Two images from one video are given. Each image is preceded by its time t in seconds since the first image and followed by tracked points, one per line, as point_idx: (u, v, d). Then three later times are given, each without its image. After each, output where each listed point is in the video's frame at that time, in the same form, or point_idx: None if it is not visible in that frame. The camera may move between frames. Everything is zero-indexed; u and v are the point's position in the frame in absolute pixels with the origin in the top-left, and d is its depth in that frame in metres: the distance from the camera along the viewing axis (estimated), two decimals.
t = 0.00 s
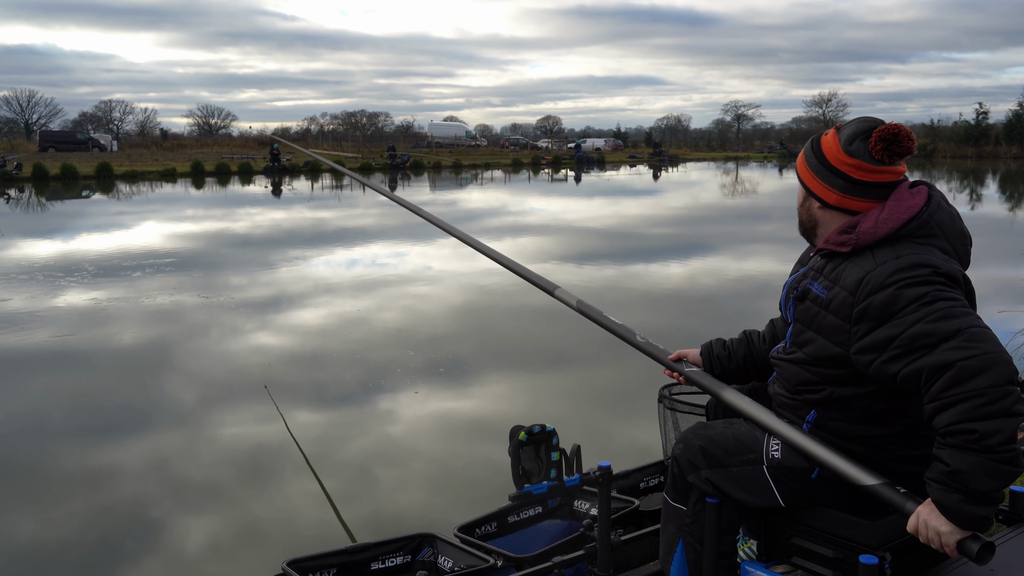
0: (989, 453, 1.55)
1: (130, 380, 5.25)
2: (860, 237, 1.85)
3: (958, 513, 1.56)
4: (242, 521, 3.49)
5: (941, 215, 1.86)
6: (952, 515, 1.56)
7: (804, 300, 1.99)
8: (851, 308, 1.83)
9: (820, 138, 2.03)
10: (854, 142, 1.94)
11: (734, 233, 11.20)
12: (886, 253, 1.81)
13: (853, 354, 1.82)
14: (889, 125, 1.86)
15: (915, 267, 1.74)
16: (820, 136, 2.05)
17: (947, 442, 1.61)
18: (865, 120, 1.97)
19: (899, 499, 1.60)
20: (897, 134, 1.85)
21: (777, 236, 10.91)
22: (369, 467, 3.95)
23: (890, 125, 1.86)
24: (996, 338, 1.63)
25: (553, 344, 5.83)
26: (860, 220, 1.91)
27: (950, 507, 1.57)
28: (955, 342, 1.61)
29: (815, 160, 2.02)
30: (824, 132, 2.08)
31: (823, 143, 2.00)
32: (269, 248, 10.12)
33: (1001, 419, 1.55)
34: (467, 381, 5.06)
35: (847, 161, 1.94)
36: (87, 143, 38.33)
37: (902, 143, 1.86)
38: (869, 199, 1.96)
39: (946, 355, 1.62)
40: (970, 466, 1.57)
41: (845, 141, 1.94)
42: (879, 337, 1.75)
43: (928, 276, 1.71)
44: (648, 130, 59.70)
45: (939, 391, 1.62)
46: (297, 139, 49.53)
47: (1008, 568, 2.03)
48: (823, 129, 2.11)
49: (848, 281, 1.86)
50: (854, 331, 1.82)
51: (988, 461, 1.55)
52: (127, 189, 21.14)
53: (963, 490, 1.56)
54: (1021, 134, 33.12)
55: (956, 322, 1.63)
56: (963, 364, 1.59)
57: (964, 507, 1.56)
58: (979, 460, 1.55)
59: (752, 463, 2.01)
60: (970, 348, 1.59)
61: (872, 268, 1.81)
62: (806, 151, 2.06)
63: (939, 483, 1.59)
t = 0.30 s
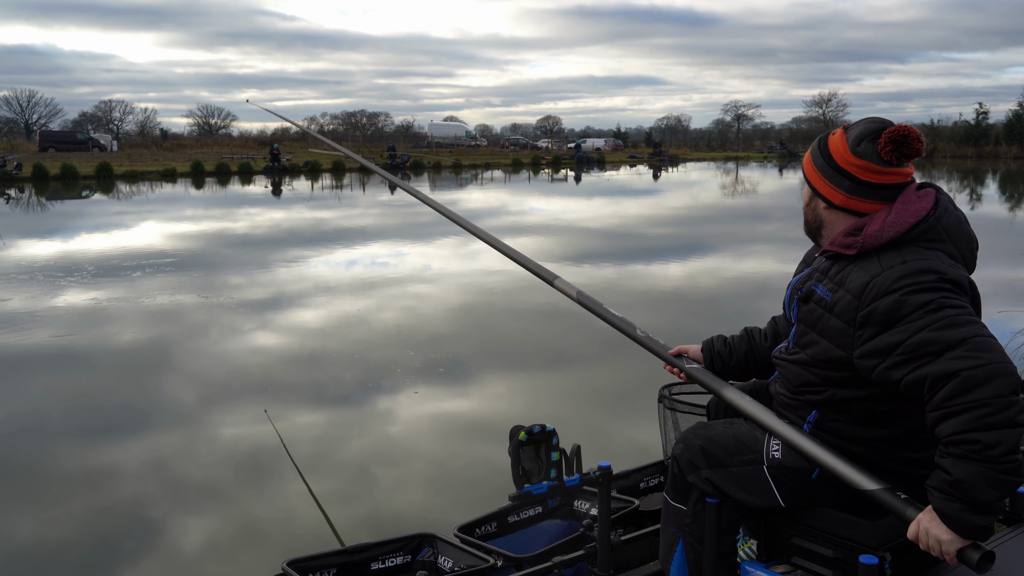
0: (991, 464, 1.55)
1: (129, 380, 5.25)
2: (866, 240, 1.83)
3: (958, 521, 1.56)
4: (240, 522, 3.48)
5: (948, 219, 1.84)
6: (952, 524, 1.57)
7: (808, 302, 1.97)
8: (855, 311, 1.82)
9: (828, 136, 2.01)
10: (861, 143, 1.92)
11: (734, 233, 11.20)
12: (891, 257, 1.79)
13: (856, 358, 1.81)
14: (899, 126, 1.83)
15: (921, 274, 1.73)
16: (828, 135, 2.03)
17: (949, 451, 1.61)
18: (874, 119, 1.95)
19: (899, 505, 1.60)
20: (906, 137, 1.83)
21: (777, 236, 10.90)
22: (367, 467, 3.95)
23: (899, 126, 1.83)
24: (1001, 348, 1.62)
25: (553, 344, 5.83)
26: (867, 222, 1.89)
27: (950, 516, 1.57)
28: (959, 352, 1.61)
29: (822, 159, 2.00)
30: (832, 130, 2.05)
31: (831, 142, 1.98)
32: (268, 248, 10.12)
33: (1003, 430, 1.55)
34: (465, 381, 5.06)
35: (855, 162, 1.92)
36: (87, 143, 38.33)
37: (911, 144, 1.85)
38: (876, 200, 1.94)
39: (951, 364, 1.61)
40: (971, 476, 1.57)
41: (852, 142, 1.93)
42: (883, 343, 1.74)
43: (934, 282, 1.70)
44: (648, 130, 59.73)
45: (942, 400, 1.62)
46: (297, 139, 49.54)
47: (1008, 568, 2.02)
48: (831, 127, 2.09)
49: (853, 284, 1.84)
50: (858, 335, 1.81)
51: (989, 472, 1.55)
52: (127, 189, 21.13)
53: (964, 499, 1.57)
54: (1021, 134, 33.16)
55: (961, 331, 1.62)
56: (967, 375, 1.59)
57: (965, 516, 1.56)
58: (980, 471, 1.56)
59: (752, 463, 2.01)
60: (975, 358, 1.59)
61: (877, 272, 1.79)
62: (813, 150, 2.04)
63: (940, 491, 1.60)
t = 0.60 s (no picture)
0: (995, 473, 1.55)
1: (129, 380, 5.25)
2: (872, 243, 1.82)
3: (961, 530, 1.56)
4: (238, 522, 3.49)
5: (955, 223, 1.83)
6: (955, 532, 1.57)
7: (813, 303, 1.97)
8: (860, 315, 1.82)
9: (835, 138, 2.00)
10: (869, 144, 1.92)
11: (733, 233, 11.20)
12: (897, 261, 1.79)
13: (860, 362, 1.81)
14: (906, 129, 1.83)
15: (927, 279, 1.72)
16: (835, 136, 2.02)
17: (952, 459, 1.61)
18: (881, 121, 1.94)
19: (900, 511, 1.61)
20: (915, 139, 1.83)
21: (776, 236, 10.91)
22: (366, 467, 3.95)
23: (907, 128, 1.83)
24: (1006, 356, 1.62)
25: (552, 344, 5.83)
26: (874, 225, 1.88)
27: (954, 525, 1.57)
28: (964, 360, 1.61)
29: (829, 161, 1.99)
30: (839, 131, 2.05)
31: (837, 144, 1.98)
32: (267, 248, 10.12)
33: (1008, 439, 1.55)
34: (464, 381, 5.06)
35: (862, 164, 1.92)
36: (87, 143, 38.33)
37: (920, 147, 1.84)
38: (882, 203, 1.94)
39: (956, 372, 1.61)
40: (975, 485, 1.57)
41: (859, 144, 1.92)
42: (887, 348, 1.74)
43: (941, 288, 1.70)
44: (648, 130, 59.75)
45: (946, 407, 1.62)
46: (297, 138, 49.55)
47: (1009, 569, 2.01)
48: (839, 128, 2.08)
49: (858, 288, 1.84)
50: (862, 339, 1.81)
51: (993, 482, 1.55)
52: (127, 189, 21.13)
53: (967, 508, 1.57)
54: (1021, 134, 33.16)
55: (967, 339, 1.62)
56: (972, 383, 1.59)
57: (968, 525, 1.56)
58: (983, 480, 1.56)
59: (752, 464, 2.01)
60: (979, 366, 1.60)
61: (883, 276, 1.79)
62: (820, 151, 2.04)
63: (942, 499, 1.60)
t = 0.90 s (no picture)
0: (989, 479, 1.57)
1: (127, 380, 5.25)
2: (875, 245, 1.82)
3: (952, 531, 1.58)
4: (236, 523, 3.49)
5: (959, 225, 1.83)
6: (947, 533, 1.58)
7: (815, 304, 1.98)
8: (862, 317, 1.82)
9: (838, 139, 2.00)
10: (874, 146, 1.92)
11: (733, 233, 11.21)
12: (900, 264, 1.79)
13: (861, 364, 1.81)
14: (912, 131, 1.83)
15: (931, 282, 1.72)
16: (838, 137, 2.02)
17: (948, 463, 1.62)
18: (885, 122, 1.94)
19: (895, 510, 1.61)
20: (921, 141, 1.83)
21: (776, 236, 10.91)
22: (365, 467, 3.96)
23: (913, 130, 1.83)
24: (1009, 363, 1.62)
25: (551, 344, 5.83)
26: (877, 227, 1.88)
27: (946, 527, 1.58)
28: (965, 366, 1.61)
29: (833, 162, 1.99)
30: (841, 131, 2.05)
31: (841, 145, 1.98)
32: (267, 248, 10.11)
33: (1004, 447, 1.56)
34: (463, 381, 5.06)
35: (867, 166, 1.92)
36: (87, 143, 38.33)
37: (926, 148, 1.84)
38: (887, 204, 1.94)
39: (956, 378, 1.62)
40: (967, 489, 1.58)
41: (864, 145, 1.92)
42: (888, 352, 1.74)
43: (943, 292, 1.70)
44: (648, 130, 59.78)
45: (945, 411, 1.63)
46: (297, 138, 49.55)
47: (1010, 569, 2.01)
48: (841, 128, 2.08)
49: (860, 290, 1.84)
50: (863, 341, 1.81)
51: (986, 487, 1.57)
52: (127, 189, 21.12)
53: (960, 510, 1.58)
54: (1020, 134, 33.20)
55: (970, 345, 1.62)
56: (972, 390, 1.59)
57: (959, 528, 1.58)
58: (976, 485, 1.57)
59: (752, 463, 2.01)
60: (980, 373, 1.60)
61: (886, 279, 1.79)
62: (823, 152, 2.04)
63: (935, 500, 1.61)
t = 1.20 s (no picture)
0: (956, 473, 1.62)
1: (127, 380, 5.24)
2: (875, 244, 1.82)
3: (911, 508, 1.65)
4: (235, 523, 3.49)
5: (960, 225, 1.82)
6: (906, 509, 1.66)
7: (814, 303, 1.98)
8: (860, 316, 1.82)
9: (840, 137, 2.00)
10: (876, 144, 1.91)
11: (733, 233, 11.21)
12: (900, 263, 1.79)
13: (858, 363, 1.82)
14: (913, 129, 1.83)
15: (929, 283, 1.72)
16: (840, 135, 2.02)
17: (922, 451, 1.66)
18: (887, 120, 1.94)
19: (859, 484, 1.71)
20: (923, 140, 1.83)
21: (776, 236, 10.91)
22: (365, 467, 3.95)
23: (914, 128, 1.83)
24: (1005, 369, 1.62)
25: (550, 344, 5.84)
26: (878, 226, 1.88)
27: (908, 505, 1.65)
28: (959, 371, 1.61)
29: (835, 161, 1.99)
30: (843, 130, 2.04)
31: (843, 144, 1.98)
32: (266, 248, 10.11)
33: (977, 447, 1.60)
34: (462, 381, 5.05)
35: (869, 164, 1.92)
36: (87, 143, 38.31)
37: (928, 147, 1.84)
38: (888, 203, 1.94)
39: (949, 381, 1.62)
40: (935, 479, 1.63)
41: (866, 144, 1.92)
42: (885, 351, 1.74)
43: (942, 294, 1.69)
44: (648, 130, 59.78)
45: (933, 410, 1.64)
46: (297, 138, 49.54)
47: (1009, 567, 2.01)
48: (843, 127, 2.08)
49: (860, 289, 1.84)
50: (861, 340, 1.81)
51: (953, 481, 1.62)
52: (127, 189, 21.10)
53: (922, 493, 1.64)
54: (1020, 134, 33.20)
55: (966, 349, 1.62)
56: (963, 395, 1.60)
57: (919, 508, 1.64)
58: (944, 477, 1.62)
59: (753, 463, 2.01)
60: (973, 379, 1.60)
61: (886, 278, 1.79)
62: (825, 151, 2.03)
63: (901, 479, 1.67)
